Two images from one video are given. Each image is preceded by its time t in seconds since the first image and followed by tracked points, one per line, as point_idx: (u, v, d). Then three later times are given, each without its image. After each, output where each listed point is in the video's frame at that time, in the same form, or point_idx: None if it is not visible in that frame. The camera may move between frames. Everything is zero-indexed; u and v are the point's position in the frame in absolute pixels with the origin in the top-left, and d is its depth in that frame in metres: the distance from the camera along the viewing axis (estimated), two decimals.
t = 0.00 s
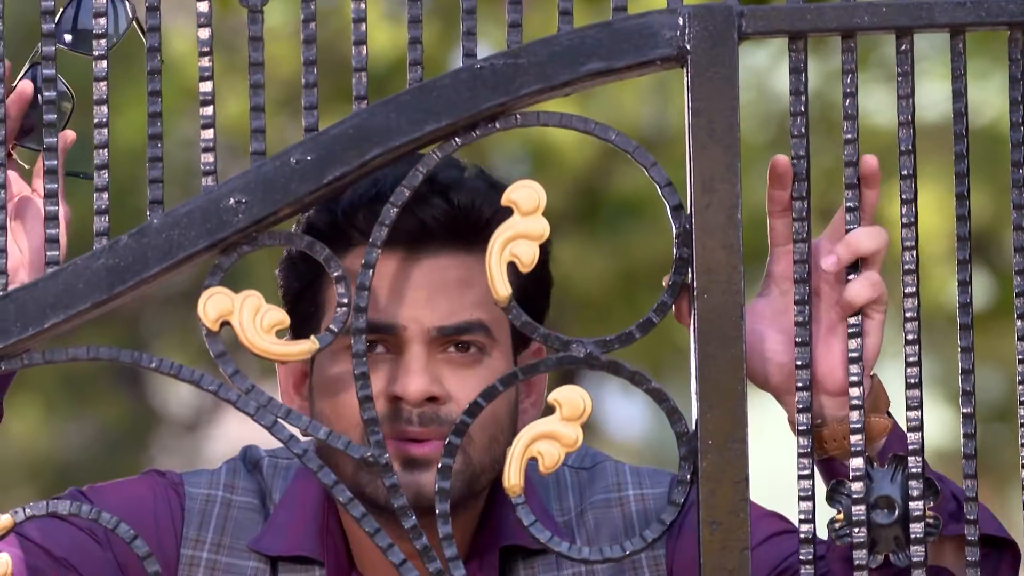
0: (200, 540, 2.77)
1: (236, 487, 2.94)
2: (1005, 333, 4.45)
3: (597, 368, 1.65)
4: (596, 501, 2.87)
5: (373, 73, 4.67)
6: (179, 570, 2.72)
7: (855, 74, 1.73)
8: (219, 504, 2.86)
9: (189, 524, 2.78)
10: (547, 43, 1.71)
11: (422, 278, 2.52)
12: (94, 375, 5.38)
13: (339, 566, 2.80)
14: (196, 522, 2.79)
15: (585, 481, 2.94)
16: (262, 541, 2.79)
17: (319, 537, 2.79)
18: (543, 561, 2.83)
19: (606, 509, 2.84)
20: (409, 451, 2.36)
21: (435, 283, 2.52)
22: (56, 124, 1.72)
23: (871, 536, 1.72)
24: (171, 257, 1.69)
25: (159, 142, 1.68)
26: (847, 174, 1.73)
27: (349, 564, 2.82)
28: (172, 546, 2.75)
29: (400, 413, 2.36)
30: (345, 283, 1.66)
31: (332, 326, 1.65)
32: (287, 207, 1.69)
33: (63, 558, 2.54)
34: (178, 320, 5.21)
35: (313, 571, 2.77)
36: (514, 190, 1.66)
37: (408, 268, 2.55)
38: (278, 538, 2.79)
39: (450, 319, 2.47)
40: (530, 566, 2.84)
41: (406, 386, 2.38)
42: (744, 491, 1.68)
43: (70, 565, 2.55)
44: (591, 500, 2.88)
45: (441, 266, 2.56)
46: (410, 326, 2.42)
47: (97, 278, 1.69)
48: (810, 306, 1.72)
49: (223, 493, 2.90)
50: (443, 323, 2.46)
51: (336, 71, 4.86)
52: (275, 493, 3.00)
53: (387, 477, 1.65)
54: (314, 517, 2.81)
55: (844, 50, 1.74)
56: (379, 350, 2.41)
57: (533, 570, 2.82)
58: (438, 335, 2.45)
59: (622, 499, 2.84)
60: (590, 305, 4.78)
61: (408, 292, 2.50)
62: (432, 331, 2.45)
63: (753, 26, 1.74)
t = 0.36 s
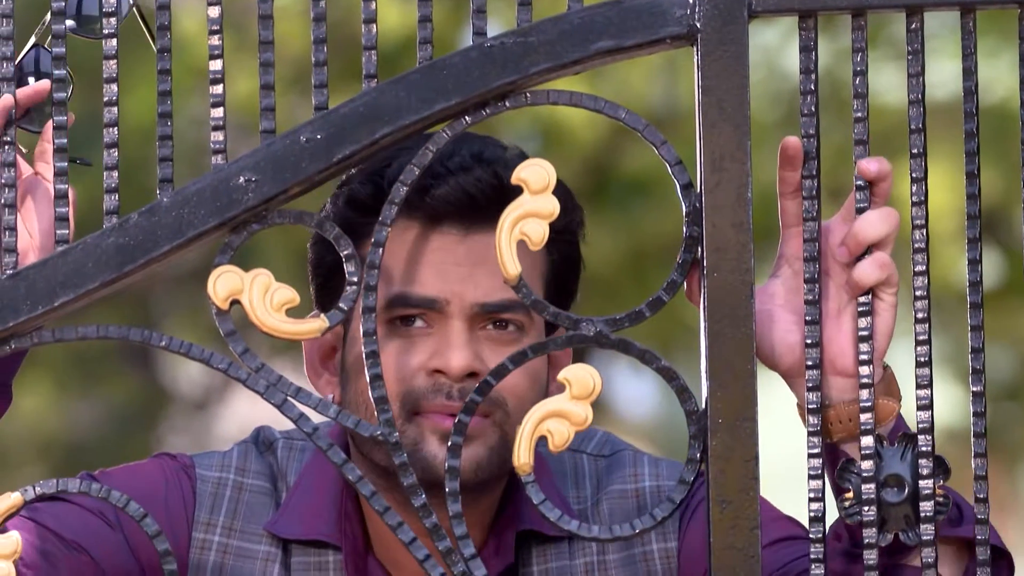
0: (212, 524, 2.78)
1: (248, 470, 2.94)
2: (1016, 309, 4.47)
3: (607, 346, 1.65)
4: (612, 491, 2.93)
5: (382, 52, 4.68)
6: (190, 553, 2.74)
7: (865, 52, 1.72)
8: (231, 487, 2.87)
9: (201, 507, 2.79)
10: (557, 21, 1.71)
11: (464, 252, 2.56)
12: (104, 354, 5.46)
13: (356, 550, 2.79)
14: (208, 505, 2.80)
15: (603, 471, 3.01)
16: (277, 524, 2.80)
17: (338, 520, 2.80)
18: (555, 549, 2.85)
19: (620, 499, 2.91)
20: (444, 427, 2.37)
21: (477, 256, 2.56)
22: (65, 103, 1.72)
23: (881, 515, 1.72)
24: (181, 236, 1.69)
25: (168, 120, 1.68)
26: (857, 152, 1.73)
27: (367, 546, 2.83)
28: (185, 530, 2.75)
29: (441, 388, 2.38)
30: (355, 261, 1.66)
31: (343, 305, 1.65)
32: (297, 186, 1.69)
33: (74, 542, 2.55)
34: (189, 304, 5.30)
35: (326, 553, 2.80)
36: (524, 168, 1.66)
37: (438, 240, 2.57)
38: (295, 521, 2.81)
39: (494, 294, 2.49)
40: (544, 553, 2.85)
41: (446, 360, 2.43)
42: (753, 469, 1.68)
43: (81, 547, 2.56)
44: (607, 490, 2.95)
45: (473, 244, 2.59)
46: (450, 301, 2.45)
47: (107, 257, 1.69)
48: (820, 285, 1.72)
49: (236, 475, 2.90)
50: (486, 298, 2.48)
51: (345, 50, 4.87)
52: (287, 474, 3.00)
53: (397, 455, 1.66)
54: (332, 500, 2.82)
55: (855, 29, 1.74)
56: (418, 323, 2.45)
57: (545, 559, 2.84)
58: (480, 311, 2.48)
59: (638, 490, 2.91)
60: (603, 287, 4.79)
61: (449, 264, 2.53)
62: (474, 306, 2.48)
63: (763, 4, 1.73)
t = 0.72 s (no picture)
0: (217, 507, 2.78)
1: (254, 452, 2.94)
2: None
3: (613, 328, 1.65)
4: (622, 481, 2.93)
5: (388, 33, 4.68)
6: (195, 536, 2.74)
7: (871, 33, 1.72)
8: (237, 470, 2.87)
9: (205, 490, 2.80)
10: (562, 3, 1.71)
11: (472, 228, 2.57)
12: (107, 336, 5.48)
13: (362, 531, 2.82)
14: (213, 488, 2.81)
15: (614, 459, 3.01)
16: (283, 506, 2.80)
17: (343, 503, 2.81)
18: (559, 537, 2.85)
19: (629, 487, 2.91)
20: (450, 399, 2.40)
21: (484, 232, 2.56)
22: (70, 84, 1.72)
23: (886, 496, 1.73)
24: (186, 217, 1.69)
25: (173, 102, 1.68)
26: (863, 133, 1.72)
27: (373, 527, 2.85)
28: (189, 511, 2.76)
29: (447, 362, 2.41)
30: (361, 242, 1.66)
31: (348, 286, 1.64)
32: (303, 166, 1.69)
33: (82, 527, 2.56)
34: (194, 282, 5.32)
35: (331, 536, 2.81)
36: (529, 149, 1.65)
37: (449, 215, 2.60)
38: (300, 503, 2.81)
39: (501, 271, 2.49)
40: (548, 542, 2.85)
41: (452, 334, 2.43)
42: (759, 451, 1.69)
43: (89, 533, 2.57)
44: (617, 480, 2.95)
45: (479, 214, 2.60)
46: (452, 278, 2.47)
47: (112, 238, 1.69)
48: (825, 266, 1.72)
49: (241, 458, 2.90)
50: (493, 275, 2.49)
51: (351, 31, 4.88)
52: (293, 458, 3.01)
53: (402, 437, 1.66)
54: (337, 482, 2.83)
55: (860, 10, 1.73)
56: (424, 298, 2.45)
57: (549, 546, 2.84)
58: (486, 287, 2.48)
59: (648, 480, 2.91)
60: (607, 269, 4.82)
61: (456, 241, 2.54)
62: (481, 282, 2.48)
63: None
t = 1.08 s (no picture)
0: (228, 501, 2.77)
1: (264, 446, 2.95)
2: None
3: (625, 322, 1.65)
4: (635, 475, 2.94)
5: (400, 27, 4.68)
6: (207, 530, 2.74)
7: (883, 27, 1.71)
8: (247, 464, 2.87)
9: (216, 485, 2.80)
10: None
11: (482, 210, 2.56)
12: (119, 331, 5.46)
13: (372, 522, 2.85)
14: (223, 483, 2.80)
15: (627, 453, 3.01)
16: (293, 498, 2.79)
17: (353, 494, 2.82)
18: (571, 531, 2.84)
19: (644, 482, 2.91)
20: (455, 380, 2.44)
21: (494, 218, 2.55)
22: (82, 78, 1.72)
23: (899, 490, 1.73)
24: (198, 211, 1.69)
25: (185, 96, 1.68)
26: (875, 126, 1.72)
27: (383, 518, 2.89)
28: (199, 506, 2.76)
29: (455, 341, 2.43)
30: (373, 236, 1.66)
31: (359, 280, 1.65)
32: (315, 161, 1.69)
33: (94, 522, 2.56)
34: (205, 276, 5.35)
35: (342, 529, 2.81)
36: (541, 144, 1.65)
37: (459, 208, 2.60)
38: (310, 494, 2.81)
39: (510, 254, 2.46)
40: (559, 536, 2.84)
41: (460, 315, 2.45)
42: (771, 446, 1.68)
43: (101, 528, 2.57)
44: (630, 474, 2.95)
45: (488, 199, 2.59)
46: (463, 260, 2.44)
47: (124, 233, 1.69)
48: (838, 261, 1.71)
49: (251, 452, 2.91)
50: (502, 259, 2.45)
51: (363, 25, 4.88)
52: (303, 451, 3.01)
53: (414, 431, 1.66)
54: (347, 473, 2.85)
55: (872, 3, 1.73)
56: (433, 282, 2.45)
57: (561, 540, 2.83)
58: (497, 271, 2.45)
59: (662, 475, 2.90)
60: (620, 264, 4.85)
61: (466, 224, 2.52)
62: (490, 265, 2.45)
63: None
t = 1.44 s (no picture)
0: (237, 496, 2.77)
1: (273, 441, 2.96)
2: None
3: (635, 320, 1.65)
4: (648, 469, 2.93)
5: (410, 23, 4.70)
6: (217, 525, 2.73)
7: (895, 23, 1.71)
8: (256, 459, 2.87)
9: (226, 480, 2.80)
10: None
11: (489, 197, 2.58)
12: (131, 327, 5.49)
13: (382, 515, 2.84)
14: (233, 477, 2.81)
15: (639, 447, 3.01)
16: (303, 492, 2.80)
17: (363, 488, 2.82)
18: (583, 524, 2.84)
19: (657, 476, 2.91)
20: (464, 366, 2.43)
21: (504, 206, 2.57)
22: (93, 75, 1.72)
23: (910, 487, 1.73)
24: (208, 208, 1.69)
25: (196, 93, 1.68)
26: (886, 123, 1.71)
27: (392, 511, 2.87)
28: (210, 500, 2.76)
29: (463, 329, 2.44)
30: (383, 234, 1.66)
31: (370, 277, 1.65)
32: (325, 158, 1.69)
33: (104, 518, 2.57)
34: (216, 274, 5.37)
35: (352, 522, 2.82)
36: (552, 141, 1.65)
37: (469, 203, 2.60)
38: (320, 488, 2.81)
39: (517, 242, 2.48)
40: (571, 529, 2.84)
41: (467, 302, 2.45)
42: (782, 443, 1.68)
43: (112, 524, 2.57)
44: (643, 468, 2.95)
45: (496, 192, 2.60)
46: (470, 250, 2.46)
47: (135, 230, 1.69)
48: (848, 257, 1.71)
49: (260, 446, 2.92)
50: (509, 246, 2.47)
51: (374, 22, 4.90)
52: (313, 445, 3.01)
53: (424, 428, 1.66)
54: (357, 466, 2.84)
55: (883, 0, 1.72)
56: (440, 271, 2.47)
57: (573, 533, 2.83)
58: (503, 258, 2.47)
59: (675, 470, 2.91)
60: (630, 258, 4.87)
61: (475, 214, 2.54)
62: (498, 253, 2.47)
63: None
